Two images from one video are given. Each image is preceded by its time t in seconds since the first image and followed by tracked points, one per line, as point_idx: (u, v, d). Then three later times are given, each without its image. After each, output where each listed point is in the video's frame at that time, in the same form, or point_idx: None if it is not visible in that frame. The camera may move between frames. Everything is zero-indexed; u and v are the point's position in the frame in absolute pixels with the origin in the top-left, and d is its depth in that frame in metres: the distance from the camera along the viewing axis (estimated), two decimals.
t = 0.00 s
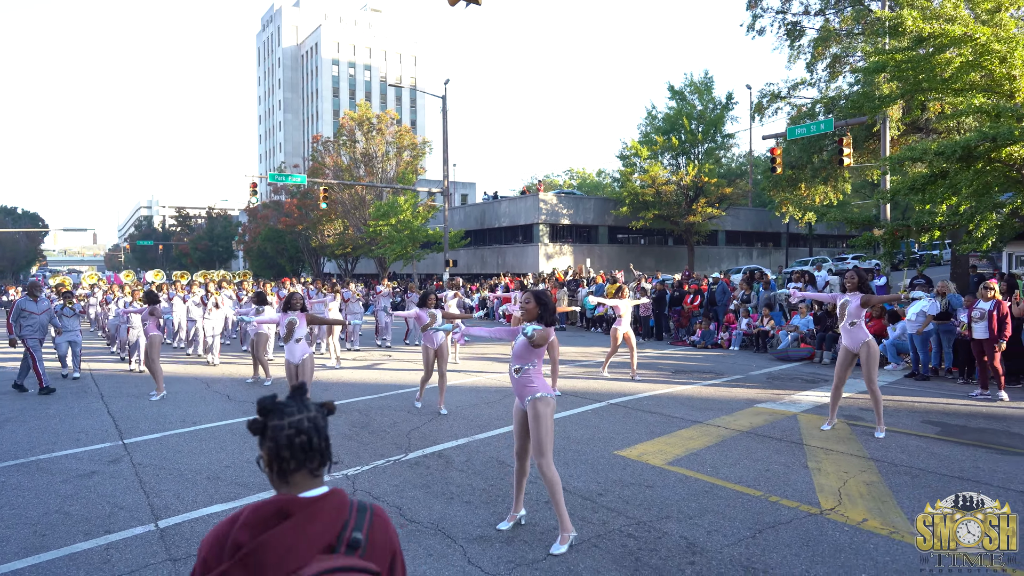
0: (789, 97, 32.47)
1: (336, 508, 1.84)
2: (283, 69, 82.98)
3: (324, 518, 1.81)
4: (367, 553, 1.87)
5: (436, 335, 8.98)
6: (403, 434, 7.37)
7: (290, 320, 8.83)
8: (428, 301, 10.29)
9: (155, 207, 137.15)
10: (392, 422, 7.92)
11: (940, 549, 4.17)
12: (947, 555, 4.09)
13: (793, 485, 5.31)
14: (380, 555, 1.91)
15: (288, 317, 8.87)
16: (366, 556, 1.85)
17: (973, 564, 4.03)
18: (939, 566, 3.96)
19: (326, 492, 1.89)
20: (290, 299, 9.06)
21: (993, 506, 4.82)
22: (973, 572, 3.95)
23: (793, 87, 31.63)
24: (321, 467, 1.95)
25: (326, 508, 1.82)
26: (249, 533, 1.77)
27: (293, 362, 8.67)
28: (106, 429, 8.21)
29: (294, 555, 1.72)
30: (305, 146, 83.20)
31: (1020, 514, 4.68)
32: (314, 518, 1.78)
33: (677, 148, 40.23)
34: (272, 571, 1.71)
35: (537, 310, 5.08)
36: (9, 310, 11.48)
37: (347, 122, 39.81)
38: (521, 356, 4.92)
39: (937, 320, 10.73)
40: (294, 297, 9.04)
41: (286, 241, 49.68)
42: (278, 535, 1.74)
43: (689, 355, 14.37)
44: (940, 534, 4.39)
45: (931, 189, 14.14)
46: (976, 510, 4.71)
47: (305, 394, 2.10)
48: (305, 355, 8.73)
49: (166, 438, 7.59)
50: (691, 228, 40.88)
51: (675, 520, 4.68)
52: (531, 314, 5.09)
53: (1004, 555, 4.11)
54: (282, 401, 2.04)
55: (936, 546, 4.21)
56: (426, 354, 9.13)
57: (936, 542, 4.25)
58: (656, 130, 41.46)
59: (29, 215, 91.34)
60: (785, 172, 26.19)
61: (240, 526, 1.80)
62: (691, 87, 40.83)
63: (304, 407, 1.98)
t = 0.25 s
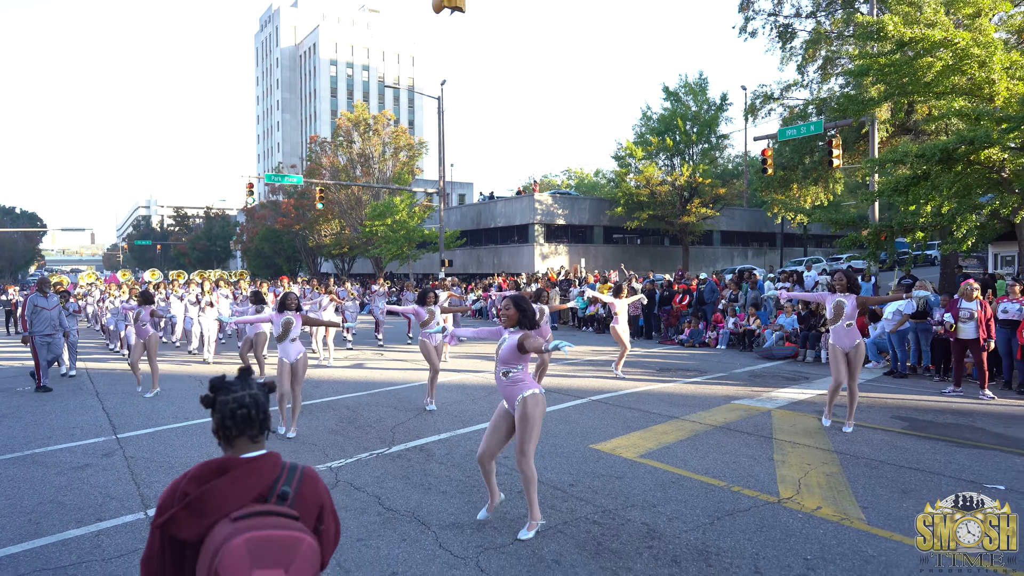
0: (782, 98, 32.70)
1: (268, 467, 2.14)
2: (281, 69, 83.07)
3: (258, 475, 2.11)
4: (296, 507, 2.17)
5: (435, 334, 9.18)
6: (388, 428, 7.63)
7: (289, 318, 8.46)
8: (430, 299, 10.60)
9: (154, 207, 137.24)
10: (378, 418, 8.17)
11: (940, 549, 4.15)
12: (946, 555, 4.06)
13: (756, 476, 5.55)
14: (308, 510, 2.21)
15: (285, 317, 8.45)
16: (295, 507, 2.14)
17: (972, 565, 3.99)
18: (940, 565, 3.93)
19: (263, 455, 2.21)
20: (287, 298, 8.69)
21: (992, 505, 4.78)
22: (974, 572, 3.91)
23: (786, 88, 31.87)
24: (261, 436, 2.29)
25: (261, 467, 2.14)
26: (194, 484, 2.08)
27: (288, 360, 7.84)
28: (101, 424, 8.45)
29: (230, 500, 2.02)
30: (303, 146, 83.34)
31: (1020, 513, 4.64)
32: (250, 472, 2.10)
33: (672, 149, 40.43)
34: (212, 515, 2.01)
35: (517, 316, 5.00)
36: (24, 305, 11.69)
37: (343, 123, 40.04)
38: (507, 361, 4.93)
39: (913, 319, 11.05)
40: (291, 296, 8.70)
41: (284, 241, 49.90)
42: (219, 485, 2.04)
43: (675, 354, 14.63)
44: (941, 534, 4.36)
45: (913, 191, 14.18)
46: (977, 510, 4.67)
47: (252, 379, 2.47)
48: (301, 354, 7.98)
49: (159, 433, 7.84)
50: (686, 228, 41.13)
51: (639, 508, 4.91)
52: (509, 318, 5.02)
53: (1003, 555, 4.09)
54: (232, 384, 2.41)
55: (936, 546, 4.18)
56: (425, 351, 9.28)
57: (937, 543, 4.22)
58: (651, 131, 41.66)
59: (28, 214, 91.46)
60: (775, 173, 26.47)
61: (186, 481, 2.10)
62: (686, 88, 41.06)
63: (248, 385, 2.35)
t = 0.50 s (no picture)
0: (777, 100, 32.91)
1: (217, 448, 2.45)
2: (279, 69, 83.20)
3: (206, 454, 2.43)
4: (241, 482, 2.46)
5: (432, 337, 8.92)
6: (376, 426, 7.85)
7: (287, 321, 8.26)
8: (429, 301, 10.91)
9: (153, 207, 137.43)
10: (366, 416, 8.40)
11: (940, 549, 4.22)
12: (946, 555, 4.13)
13: (726, 471, 5.78)
14: (252, 483, 2.49)
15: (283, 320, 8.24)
16: (240, 483, 2.43)
17: (973, 565, 4.07)
18: (940, 566, 4.00)
19: (214, 436, 2.53)
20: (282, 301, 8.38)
21: (992, 505, 4.85)
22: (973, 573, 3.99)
23: (780, 90, 32.09)
24: (214, 421, 2.60)
25: (209, 449, 2.45)
26: (152, 463, 2.42)
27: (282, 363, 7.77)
28: (96, 422, 8.67)
29: (181, 477, 2.35)
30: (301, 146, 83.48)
31: (1021, 514, 4.70)
32: (199, 454, 2.42)
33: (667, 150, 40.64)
34: (164, 489, 2.35)
35: (497, 314, 4.90)
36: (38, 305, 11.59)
37: (340, 124, 40.25)
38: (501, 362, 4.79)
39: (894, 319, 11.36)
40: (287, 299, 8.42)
41: (282, 242, 50.09)
42: (173, 465, 2.39)
43: (664, 354, 14.85)
44: (940, 533, 4.43)
45: (899, 194, 14.46)
46: (976, 510, 4.73)
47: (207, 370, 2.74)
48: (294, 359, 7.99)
49: (153, 430, 8.06)
50: (681, 228, 41.37)
51: (609, 502, 5.14)
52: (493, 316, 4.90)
53: (1003, 555, 4.15)
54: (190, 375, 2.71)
55: (936, 546, 4.26)
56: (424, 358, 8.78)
57: (936, 542, 4.30)
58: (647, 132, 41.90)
59: (27, 214, 91.62)
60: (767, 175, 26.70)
61: (147, 460, 2.45)
62: (682, 90, 41.27)
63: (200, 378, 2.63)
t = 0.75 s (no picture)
0: (771, 101, 33.08)
1: (169, 427, 2.76)
2: (278, 69, 83.33)
3: (158, 432, 2.74)
4: (191, 457, 2.75)
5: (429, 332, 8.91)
6: (362, 423, 8.06)
7: (281, 320, 8.26)
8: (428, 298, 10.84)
9: (153, 207, 137.54)
10: (353, 413, 8.61)
11: (941, 548, 4.22)
12: (945, 552, 4.15)
13: (696, 465, 5.98)
14: (202, 458, 2.78)
15: (276, 320, 8.25)
16: (189, 456, 2.72)
17: (972, 564, 4.06)
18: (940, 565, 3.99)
19: (168, 417, 2.85)
20: (273, 304, 8.41)
21: (992, 506, 4.84)
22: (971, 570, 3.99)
23: (775, 91, 32.27)
24: (170, 404, 2.91)
25: (164, 426, 2.76)
26: (113, 438, 2.75)
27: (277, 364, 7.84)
28: (90, 419, 8.89)
29: (134, 450, 2.67)
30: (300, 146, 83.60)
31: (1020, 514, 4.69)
32: (152, 429, 2.74)
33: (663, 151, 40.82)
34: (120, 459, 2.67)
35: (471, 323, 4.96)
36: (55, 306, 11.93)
37: (337, 125, 40.43)
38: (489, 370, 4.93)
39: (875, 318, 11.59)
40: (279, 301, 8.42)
41: (279, 242, 50.28)
42: (127, 441, 2.70)
43: (652, 353, 15.07)
44: (940, 533, 4.43)
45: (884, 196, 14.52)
46: (976, 510, 4.72)
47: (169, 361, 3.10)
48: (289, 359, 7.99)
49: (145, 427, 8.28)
50: (677, 229, 41.56)
51: (580, 494, 5.34)
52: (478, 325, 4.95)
53: (1002, 554, 4.14)
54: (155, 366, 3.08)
55: (935, 545, 4.25)
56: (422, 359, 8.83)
57: (936, 542, 4.30)
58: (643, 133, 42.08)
59: (26, 214, 91.79)
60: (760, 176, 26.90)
61: (109, 436, 2.79)
62: (677, 90, 41.43)
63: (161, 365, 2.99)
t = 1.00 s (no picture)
0: (764, 101, 33.24)
1: (131, 411, 3.00)
2: (276, 69, 83.44)
3: (121, 415, 2.98)
4: (150, 438, 2.97)
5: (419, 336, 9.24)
6: (345, 419, 8.27)
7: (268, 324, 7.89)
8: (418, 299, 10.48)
9: (151, 206, 137.65)
10: (338, 410, 8.82)
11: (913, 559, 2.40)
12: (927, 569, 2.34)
13: (664, 459, 6.18)
14: (160, 439, 2.99)
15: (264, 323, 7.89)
16: (147, 437, 2.94)
17: None
18: None
19: (131, 402, 3.09)
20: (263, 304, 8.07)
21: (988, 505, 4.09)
22: None
23: (767, 91, 32.44)
24: (133, 392, 3.15)
25: (126, 410, 3.00)
26: (78, 422, 2.98)
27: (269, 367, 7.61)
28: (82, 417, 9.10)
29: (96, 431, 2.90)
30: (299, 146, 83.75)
31: None
32: (113, 414, 2.97)
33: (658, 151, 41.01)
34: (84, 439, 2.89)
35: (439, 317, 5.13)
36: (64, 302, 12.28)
37: (333, 125, 40.60)
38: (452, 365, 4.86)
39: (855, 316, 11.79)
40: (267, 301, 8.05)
41: (277, 242, 50.47)
42: (91, 423, 2.93)
43: (639, 351, 15.26)
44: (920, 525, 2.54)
45: (869, 195, 14.49)
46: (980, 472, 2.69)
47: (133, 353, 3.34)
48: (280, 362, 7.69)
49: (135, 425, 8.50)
50: (671, 228, 41.74)
51: (548, 486, 5.54)
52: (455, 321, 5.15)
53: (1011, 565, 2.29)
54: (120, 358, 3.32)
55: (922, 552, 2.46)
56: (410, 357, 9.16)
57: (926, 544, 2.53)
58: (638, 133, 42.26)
59: (24, 214, 91.80)
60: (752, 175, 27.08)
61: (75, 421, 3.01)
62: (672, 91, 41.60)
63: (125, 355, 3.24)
